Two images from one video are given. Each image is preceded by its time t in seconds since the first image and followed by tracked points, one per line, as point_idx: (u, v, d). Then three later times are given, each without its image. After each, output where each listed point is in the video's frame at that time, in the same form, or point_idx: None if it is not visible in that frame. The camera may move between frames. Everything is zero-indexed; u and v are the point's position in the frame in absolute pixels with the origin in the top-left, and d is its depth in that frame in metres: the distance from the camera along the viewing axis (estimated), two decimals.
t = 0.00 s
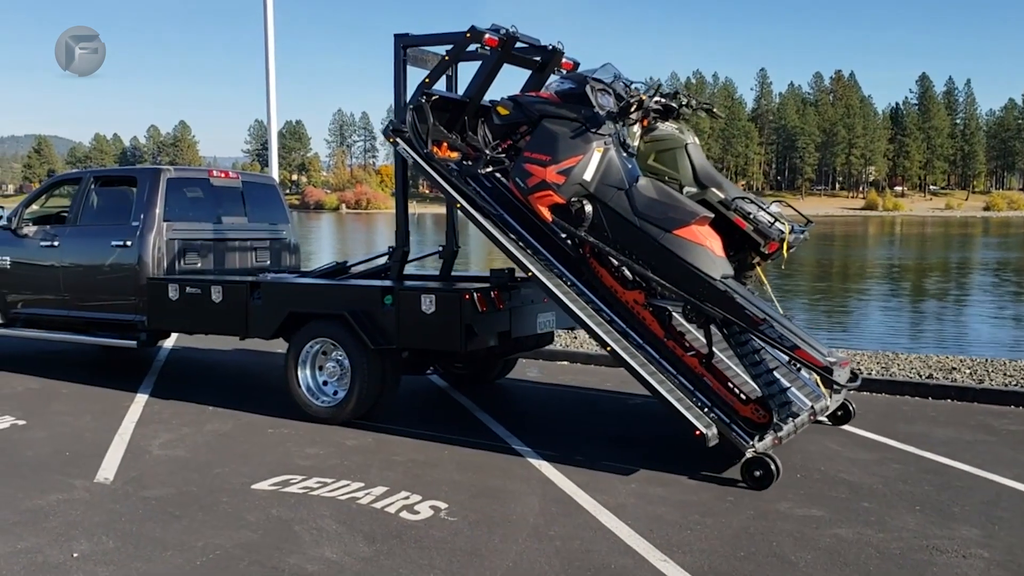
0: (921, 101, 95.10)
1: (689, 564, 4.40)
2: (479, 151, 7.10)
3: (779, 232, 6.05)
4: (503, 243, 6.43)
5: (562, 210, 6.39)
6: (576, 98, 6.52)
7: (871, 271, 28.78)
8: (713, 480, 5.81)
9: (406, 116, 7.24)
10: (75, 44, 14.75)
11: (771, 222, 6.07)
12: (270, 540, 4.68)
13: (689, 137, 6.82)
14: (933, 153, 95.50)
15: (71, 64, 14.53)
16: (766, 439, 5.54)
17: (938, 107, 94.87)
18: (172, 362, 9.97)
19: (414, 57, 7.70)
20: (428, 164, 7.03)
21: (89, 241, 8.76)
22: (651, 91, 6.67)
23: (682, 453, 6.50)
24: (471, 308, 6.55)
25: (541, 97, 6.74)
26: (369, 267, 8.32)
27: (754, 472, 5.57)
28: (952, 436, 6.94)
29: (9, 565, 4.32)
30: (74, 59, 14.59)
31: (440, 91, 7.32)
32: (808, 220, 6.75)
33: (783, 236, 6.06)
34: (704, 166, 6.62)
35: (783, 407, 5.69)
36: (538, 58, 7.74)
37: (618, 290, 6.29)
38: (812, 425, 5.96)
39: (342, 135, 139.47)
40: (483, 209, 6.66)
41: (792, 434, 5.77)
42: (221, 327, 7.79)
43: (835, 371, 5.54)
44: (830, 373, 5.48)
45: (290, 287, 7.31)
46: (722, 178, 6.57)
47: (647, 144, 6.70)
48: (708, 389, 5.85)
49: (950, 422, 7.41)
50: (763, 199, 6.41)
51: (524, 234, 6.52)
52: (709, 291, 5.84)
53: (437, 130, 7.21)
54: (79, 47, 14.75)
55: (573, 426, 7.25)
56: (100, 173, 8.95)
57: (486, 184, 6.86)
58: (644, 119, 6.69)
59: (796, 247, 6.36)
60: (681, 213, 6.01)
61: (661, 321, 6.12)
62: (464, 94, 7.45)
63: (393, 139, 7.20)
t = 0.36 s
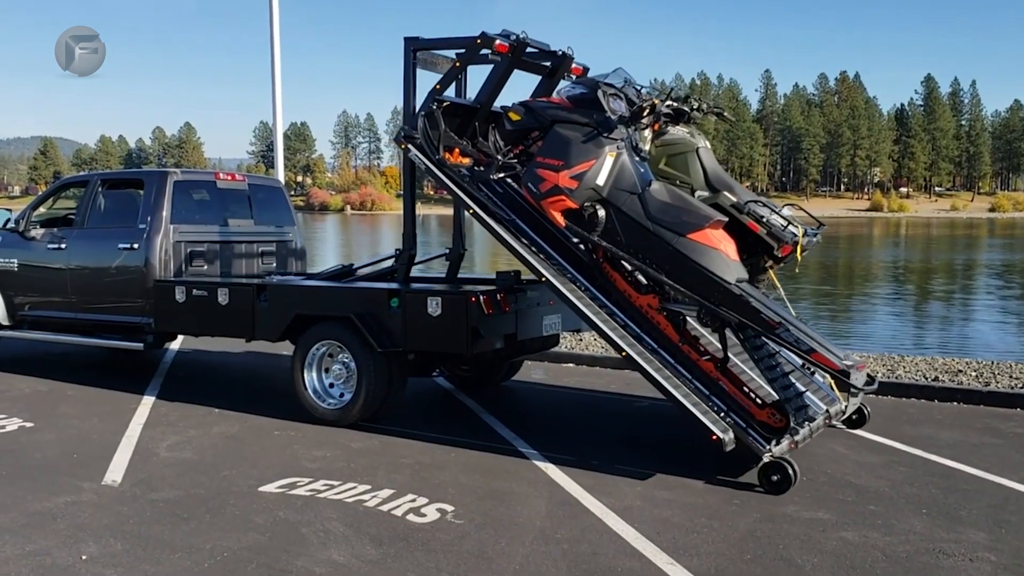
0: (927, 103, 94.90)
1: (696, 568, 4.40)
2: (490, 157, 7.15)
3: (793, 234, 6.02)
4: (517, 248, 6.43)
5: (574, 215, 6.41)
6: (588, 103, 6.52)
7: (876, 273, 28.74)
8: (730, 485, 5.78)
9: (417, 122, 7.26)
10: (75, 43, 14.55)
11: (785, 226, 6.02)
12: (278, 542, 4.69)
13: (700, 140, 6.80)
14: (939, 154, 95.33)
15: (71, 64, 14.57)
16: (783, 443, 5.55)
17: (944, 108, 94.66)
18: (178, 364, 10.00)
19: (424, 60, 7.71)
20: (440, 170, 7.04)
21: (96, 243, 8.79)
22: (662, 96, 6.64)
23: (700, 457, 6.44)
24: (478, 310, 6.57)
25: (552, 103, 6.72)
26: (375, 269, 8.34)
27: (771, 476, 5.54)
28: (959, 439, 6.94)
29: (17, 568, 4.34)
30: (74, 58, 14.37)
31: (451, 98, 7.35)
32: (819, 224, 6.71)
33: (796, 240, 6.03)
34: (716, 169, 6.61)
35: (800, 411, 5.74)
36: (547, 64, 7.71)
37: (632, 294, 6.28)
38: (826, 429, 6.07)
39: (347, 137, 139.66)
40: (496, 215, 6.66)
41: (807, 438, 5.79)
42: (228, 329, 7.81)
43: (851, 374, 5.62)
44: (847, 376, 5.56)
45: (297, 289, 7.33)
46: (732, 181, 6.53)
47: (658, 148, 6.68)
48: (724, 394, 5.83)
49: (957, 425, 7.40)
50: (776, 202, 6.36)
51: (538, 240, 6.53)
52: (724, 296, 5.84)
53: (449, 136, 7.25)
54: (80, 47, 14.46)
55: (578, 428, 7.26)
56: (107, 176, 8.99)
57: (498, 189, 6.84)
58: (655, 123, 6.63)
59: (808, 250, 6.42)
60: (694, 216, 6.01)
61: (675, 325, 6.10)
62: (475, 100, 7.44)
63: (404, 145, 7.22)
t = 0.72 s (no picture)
0: (927, 104, 94.94)
1: (698, 571, 4.39)
2: (497, 164, 7.09)
3: (801, 237, 6.06)
4: (526, 254, 6.46)
5: (583, 221, 6.39)
6: (595, 109, 6.47)
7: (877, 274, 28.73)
8: (744, 489, 5.75)
9: (422, 130, 7.24)
10: (74, 43, 14.70)
11: (793, 229, 6.06)
12: (280, 548, 4.68)
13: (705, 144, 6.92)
14: (939, 156, 95.36)
15: (71, 64, 14.58)
16: (795, 447, 5.54)
17: (943, 110, 94.69)
18: (179, 369, 10.00)
19: (428, 64, 7.70)
20: (447, 178, 7.04)
21: (96, 249, 8.79)
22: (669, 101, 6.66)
23: (712, 462, 6.39)
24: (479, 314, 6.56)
25: (559, 108, 6.64)
26: (375, 274, 8.34)
27: (786, 481, 5.53)
28: (960, 441, 6.92)
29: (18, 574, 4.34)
30: (73, 59, 14.60)
31: (456, 106, 7.33)
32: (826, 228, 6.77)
33: (805, 243, 6.06)
34: (722, 173, 6.75)
35: (813, 415, 5.72)
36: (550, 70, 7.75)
37: (642, 300, 6.27)
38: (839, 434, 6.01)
39: (348, 142, 139.89)
40: (503, 222, 6.68)
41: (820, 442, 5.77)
42: (229, 334, 7.80)
43: (865, 377, 5.48)
44: (861, 379, 5.42)
45: (298, 294, 7.32)
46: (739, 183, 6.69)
47: (665, 153, 6.78)
48: (736, 398, 5.83)
49: (958, 426, 7.39)
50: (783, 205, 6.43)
51: (546, 246, 6.52)
52: (735, 300, 5.82)
53: (455, 144, 7.24)
54: (79, 47, 14.69)
55: (579, 432, 7.24)
56: (108, 182, 8.99)
57: (505, 196, 6.81)
58: (661, 128, 6.66)
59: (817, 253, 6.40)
60: (703, 221, 5.96)
61: (686, 330, 6.08)
62: (480, 108, 7.46)
63: (410, 153, 7.19)
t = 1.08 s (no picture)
0: (925, 103, 94.96)
1: (697, 572, 4.38)
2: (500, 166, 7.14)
3: (807, 237, 6.00)
4: (529, 256, 6.39)
5: (588, 222, 6.36)
6: (598, 109, 6.46)
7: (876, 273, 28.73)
8: (754, 491, 5.69)
9: (425, 133, 7.24)
10: (74, 43, 14.76)
11: (798, 228, 6.03)
12: (277, 549, 4.67)
13: (710, 144, 6.84)
14: (938, 154, 95.39)
15: (70, 64, 14.58)
16: (805, 448, 5.50)
17: (942, 108, 94.70)
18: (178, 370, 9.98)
19: (428, 64, 7.68)
20: (450, 180, 7.03)
21: (94, 250, 8.77)
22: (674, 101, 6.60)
23: (722, 463, 6.33)
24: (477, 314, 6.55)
25: (562, 109, 6.65)
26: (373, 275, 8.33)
27: (796, 482, 5.48)
28: (960, 440, 6.91)
29: None
30: (74, 58, 14.64)
31: (459, 109, 7.26)
32: (831, 227, 6.73)
33: (811, 243, 6.01)
34: (727, 174, 6.68)
35: (822, 415, 5.69)
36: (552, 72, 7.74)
37: (648, 301, 6.26)
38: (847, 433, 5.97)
39: (347, 142, 139.86)
40: (508, 224, 6.63)
41: (830, 443, 5.71)
42: (226, 334, 7.79)
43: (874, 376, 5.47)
44: (871, 378, 5.43)
45: (295, 295, 7.31)
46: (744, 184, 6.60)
47: (668, 153, 6.72)
48: (744, 399, 5.78)
49: (958, 425, 7.37)
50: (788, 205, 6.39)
51: (550, 248, 6.47)
52: (742, 300, 5.80)
53: (458, 146, 7.26)
54: (79, 46, 14.77)
55: (578, 432, 7.23)
56: (105, 182, 8.98)
57: (508, 199, 6.75)
58: (665, 129, 6.59)
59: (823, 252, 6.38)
60: (709, 221, 5.95)
61: (692, 331, 6.08)
62: (482, 110, 7.39)
63: (413, 157, 7.19)
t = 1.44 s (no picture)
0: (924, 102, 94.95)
1: (695, 570, 4.38)
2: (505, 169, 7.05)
3: (814, 237, 6.00)
4: (534, 258, 6.33)
5: (593, 224, 6.33)
6: (603, 111, 6.46)
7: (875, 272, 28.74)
8: (764, 491, 5.67)
9: (429, 137, 7.24)
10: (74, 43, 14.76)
11: (804, 228, 6.00)
12: (275, 548, 4.67)
13: (714, 145, 6.87)
14: (937, 153, 95.42)
15: (71, 64, 14.57)
16: (816, 448, 5.48)
17: (941, 107, 94.70)
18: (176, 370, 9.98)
19: (431, 63, 7.68)
20: (455, 184, 7.04)
21: (92, 249, 8.76)
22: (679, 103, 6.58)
23: (731, 463, 6.31)
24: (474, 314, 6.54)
25: (567, 111, 6.64)
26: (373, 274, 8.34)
27: (806, 482, 5.45)
28: (958, 439, 6.92)
29: None
30: (74, 59, 14.61)
31: (462, 112, 7.27)
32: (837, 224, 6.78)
33: (817, 242, 6.00)
34: (731, 174, 6.73)
35: (833, 416, 5.63)
36: (555, 74, 7.75)
37: (654, 303, 6.20)
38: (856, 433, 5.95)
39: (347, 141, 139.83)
40: (513, 227, 6.58)
41: (839, 443, 5.68)
42: (225, 334, 7.78)
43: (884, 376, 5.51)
44: (881, 378, 5.46)
45: (293, 294, 7.31)
46: (749, 184, 6.65)
47: (673, 155, 6.75)
48: (753, 400, 5.76)
49: (956, 424, 7.38)
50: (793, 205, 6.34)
51: (555, 250, 6.44)
52: (750, 301, 5.80)
53: (462, 150, 7.22)
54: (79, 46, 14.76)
55: (578, 431, 7.22)
56: (103, 182, 8.97)
57: (514, 202, 6.75)
58: (669, 130, 6.61)
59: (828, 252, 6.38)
60: (716, 222, 5.95)
61: (700, 333, 6.02)
62: (486, 114, 7.44)
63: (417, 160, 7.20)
